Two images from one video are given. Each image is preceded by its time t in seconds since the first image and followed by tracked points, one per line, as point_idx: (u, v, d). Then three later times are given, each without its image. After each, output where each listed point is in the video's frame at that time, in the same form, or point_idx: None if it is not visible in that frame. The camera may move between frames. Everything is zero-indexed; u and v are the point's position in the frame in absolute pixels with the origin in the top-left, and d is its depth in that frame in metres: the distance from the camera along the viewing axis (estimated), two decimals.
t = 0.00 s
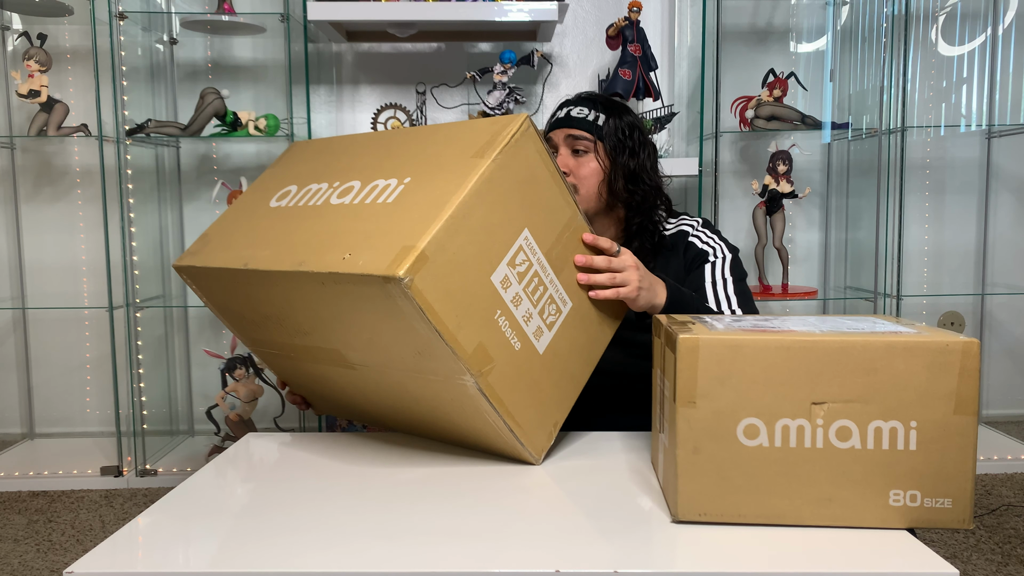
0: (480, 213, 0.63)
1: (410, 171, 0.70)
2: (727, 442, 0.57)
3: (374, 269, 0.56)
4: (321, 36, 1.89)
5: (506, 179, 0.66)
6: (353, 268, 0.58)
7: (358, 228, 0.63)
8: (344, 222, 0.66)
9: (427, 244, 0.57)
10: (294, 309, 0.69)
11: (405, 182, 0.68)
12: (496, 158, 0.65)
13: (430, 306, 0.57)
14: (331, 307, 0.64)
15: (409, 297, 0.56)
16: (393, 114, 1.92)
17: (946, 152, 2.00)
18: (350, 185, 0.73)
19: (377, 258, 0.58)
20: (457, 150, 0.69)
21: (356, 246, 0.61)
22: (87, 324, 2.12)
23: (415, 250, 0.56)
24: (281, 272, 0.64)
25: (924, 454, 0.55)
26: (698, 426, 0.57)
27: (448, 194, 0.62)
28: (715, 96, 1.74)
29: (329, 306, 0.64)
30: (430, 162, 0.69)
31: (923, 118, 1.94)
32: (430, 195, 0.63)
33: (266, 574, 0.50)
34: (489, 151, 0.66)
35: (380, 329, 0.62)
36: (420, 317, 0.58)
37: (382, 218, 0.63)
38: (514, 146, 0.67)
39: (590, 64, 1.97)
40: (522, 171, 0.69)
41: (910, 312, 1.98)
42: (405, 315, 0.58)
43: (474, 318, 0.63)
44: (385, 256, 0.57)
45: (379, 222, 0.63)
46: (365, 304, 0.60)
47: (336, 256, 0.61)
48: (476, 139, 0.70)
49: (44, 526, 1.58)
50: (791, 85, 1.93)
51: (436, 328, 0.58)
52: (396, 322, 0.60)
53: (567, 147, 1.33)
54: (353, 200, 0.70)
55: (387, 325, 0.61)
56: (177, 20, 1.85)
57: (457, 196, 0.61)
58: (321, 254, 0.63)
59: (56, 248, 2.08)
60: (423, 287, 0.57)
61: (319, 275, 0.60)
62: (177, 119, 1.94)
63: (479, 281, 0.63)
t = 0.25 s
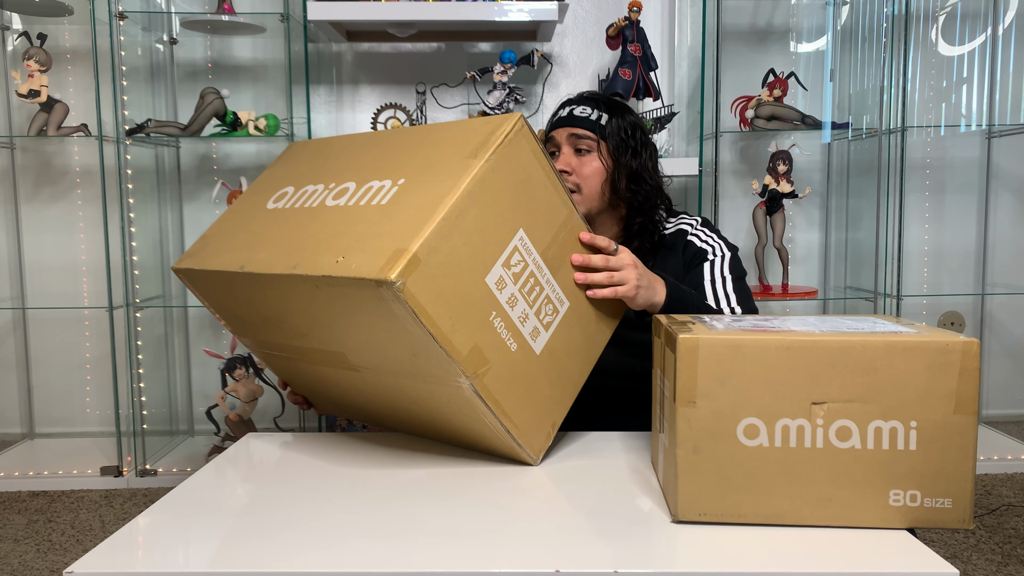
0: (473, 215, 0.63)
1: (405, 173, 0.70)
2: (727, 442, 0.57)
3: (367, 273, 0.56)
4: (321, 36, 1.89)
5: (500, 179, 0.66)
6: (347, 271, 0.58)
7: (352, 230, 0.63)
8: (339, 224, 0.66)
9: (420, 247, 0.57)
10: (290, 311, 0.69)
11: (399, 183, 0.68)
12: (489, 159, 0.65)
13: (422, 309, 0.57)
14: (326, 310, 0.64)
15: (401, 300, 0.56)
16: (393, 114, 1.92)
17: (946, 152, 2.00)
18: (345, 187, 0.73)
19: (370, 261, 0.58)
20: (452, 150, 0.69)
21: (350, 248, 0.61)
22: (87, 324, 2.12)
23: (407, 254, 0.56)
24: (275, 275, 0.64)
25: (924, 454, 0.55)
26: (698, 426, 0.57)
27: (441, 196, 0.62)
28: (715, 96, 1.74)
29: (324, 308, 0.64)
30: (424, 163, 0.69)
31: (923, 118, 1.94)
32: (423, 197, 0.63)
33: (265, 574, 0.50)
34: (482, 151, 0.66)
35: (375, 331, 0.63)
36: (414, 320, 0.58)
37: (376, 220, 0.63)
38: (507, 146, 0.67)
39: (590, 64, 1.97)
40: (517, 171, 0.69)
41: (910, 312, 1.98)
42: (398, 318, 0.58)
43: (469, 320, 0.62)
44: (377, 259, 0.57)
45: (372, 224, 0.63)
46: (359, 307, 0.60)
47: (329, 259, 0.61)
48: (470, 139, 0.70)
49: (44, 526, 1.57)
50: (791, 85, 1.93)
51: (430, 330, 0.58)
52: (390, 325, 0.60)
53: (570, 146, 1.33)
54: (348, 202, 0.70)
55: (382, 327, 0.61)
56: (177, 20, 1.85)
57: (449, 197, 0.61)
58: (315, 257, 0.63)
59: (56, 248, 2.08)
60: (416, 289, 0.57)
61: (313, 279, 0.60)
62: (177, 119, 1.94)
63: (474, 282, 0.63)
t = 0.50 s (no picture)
0: (473, 215, 0.63)
1: (404, 173, 0.70)
2: (727, 442, 0.57)
3: (366, 272, 0.56)
4: (321, 36, 1.89)
5: (500, 179, 0.66)
6: (347, 271, 0.58)
7: (351, 230, 0.63)
8: (338, 224, 0.66)
9: (419, 247, 0.57)
10: (290, 312, 0.69)
11: (399, 183, 0.68)
12: (489, 159, 0.65)
13: (421, 310, 0.57)
14: (326, 310, 0.64)
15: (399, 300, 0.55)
16: (393, 114, 1.92)
17: (946, 152, 2.00)
18: (345, 187, 0.73)
19: (368, 261, 0.58)
20: (452, 150, 0.69)
21: (348, 249, 0.61)
22: (86, 324, 2.12)
23: (406, 253, 0.56)
24: (275, 275, 0.64)
25: (924, 454, 0.55)
26: (698, 426, 0.57)
27: (441, 196, 0.62)
28: (716, 96, 1.74)
29: (324, 308, 0.64)
30: (424, 163, 0.69)
31: (923, 118, 1.94)
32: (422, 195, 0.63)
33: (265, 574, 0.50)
34: (482, 151, 0.66)
35: (375, 332, 0.62)
36: (414, 320, 0.58)
37: (376, 220, 0.63)
38: (507, 146, 0.67)
39: (590, 64, 1.96)
40: (517, 170, 0.69)
41: (910, 312, 1.98)
42: (398, 318, 0.58)
43: (469, 320, 0.62)
44: (377, 259, 0.57)
45: (371, 224, 0.63)
46: (359, 306, 0.60)
47: (328, 259, 0.61)
48: (471, 138, 0.70)
49: (44, 526, 1.57)
50: (792, 85, 1.93)
51: (430, 330, 0.58)
52: (390, 325, 0.60)
53: (572, 147, 1.33)
54: (347, 202, 0.70)
55: (382, 328, 0.61)
56: (177, 20, 1.85)
57: (449, 198, 0.61)
58: (315, 257, 0.63)
59: (57, 248, 2.08)
60: (416, 289, 0.57)
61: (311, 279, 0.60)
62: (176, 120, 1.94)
63: (473, 283, 0.63)
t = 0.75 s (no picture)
0: (471, 224, 0.63)
1: (396, 180, 0.69)
2: (727, 442, 0.57)
3: (369, 290, 0.56)
4: (321, 36, 1.89)
5: (495, 185, 0.66)
6: (349, 288, 0.58)
7: (348, 243, 0.63)
8: (333, 237, 0.66)
9: (422, 262, 0.57)
10: (286, 324, 0.69)
11: (392, 191, 0.68)
12: (483, 164, 0.64)
13: (427, 326, 0.57)
14: (326, 324, 0.64)
15: (405, 317, 0.55)
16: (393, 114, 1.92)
17: (946, 152, 2.00)
18: (334, 195, 0.72)
19: (370, 277, 0.57)
20: (442, 155, 0.68)
21: (348, 263, 0.61)
22: (86, 324, 2.11)
23: (409, 269, 0.56)
24: (273, 292, 0.64)
25: (924, 454, 0.55)
26: (698, 426, 0.57)
27: (438, 207, 0.61)
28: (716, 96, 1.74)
29: (323, 323, 0.64)
30: (415, 170, 0.69)
31: (923, 118, 1.94)
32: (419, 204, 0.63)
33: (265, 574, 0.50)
34: (476, 156, 0.65)
35: (379, 344, 0.62)
36: (420, 335, 0.58)
37: (373, 232, 0.63)
38: (500, 150, 0.67)
39: (590, 64, 1.96)
40: (509, 172, 0.68)
41: (910, 312, 1.98)
42: (404, 333, 0.58)
43: (474, 329, 0.63)
44: (379, 275, 0.57)
45: (368, 237, 0.63)
46: (362, 322, 0.60)
47: (328, 275, 0.61)
48: (461, 143, 0.69)
49: (44, 526, 1.57)
50: (792, 85, 1.93)
51: (437, 344, 0.58)
52: (395, 339, 0.60)
53: (577, 147, 1.32)
54: (339, 212, 0.69)
55: (386, 342, 0.61)
56: (177, 20, 1.85)
57: (448, 208, 0.61)
58: (313, 273, 0.62)
59: (57, 248, 2.08)
60: (421, 305, 0.57)
61: (313, 295, 0.60)
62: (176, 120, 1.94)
63: (475, 291, 0.63)
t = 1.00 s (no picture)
0: (490, 304, 0.57)
1: (377, 252, 0.59)
2: (727, 442, 0.57)
3: (417, 413, 0.54)
4: (321, 37, 1.89)
5: (499, 240, 0.58)
6: (391, 409, 0.55)
7: (359, 348, 0.58)
8: (335, 338, 0.59)
9: (461, 374, 0.53)
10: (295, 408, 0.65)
11: (381, 273, 0.58)
12: (482, 234, 0.55)
13: (479, 426, 0.57)
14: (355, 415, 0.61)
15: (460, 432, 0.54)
16: (393, 114, 1.92)
17: (946, 152, 2.00)
18: (306, 271, 0.62)
19: (406, 396, 0.55)
20: (421, 213, 0.58)
21: (369, 369, 0.57)
22: (86, 324, 2.11)
23: (451, 387, 0.53)
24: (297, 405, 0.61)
25: (924, 454, 0.55)
26: (698, 426, 0.57)
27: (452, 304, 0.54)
28: (716, 96, 1.74)
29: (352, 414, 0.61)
30: (395, 237, 0.58)
31: (923, 118, 1.94)
32: (426, 304, 0.55)
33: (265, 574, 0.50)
34: (470, 223, 0.55)
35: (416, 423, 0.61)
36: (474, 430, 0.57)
37: (382, 330, 0.57)
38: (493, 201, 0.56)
39: (590, 64, 1.96)
40: (502, 218, 0.58)
41: (910, 312, 1.98)
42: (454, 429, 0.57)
43: (511, 390, 0.62)
44: (420, 392, 0.54)
45: (378, 336, 0.57)
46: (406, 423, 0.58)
47: (355, 386, 0.57)
48: (438, 197, 0.57)
49: (44, 526, 1.57)
50: (792, 85, 1.93)
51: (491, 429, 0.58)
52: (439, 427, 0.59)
53: (618, 145, 1.43)
54: (324, 298, 0.61)
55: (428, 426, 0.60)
56: (177, 20, 1.85)
57: (461, 308, 0.54)
58: (335, 385, 0.59)
59: (56, 248, 2.08)
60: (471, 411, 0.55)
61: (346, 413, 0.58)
62: (176, 120, 1.94)
63: (506, 362, 0.60)
